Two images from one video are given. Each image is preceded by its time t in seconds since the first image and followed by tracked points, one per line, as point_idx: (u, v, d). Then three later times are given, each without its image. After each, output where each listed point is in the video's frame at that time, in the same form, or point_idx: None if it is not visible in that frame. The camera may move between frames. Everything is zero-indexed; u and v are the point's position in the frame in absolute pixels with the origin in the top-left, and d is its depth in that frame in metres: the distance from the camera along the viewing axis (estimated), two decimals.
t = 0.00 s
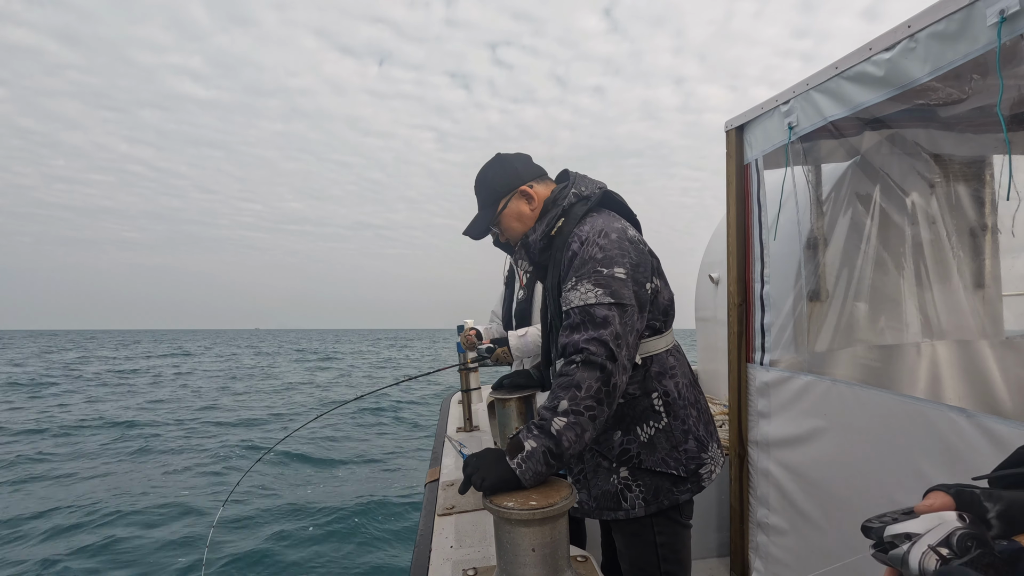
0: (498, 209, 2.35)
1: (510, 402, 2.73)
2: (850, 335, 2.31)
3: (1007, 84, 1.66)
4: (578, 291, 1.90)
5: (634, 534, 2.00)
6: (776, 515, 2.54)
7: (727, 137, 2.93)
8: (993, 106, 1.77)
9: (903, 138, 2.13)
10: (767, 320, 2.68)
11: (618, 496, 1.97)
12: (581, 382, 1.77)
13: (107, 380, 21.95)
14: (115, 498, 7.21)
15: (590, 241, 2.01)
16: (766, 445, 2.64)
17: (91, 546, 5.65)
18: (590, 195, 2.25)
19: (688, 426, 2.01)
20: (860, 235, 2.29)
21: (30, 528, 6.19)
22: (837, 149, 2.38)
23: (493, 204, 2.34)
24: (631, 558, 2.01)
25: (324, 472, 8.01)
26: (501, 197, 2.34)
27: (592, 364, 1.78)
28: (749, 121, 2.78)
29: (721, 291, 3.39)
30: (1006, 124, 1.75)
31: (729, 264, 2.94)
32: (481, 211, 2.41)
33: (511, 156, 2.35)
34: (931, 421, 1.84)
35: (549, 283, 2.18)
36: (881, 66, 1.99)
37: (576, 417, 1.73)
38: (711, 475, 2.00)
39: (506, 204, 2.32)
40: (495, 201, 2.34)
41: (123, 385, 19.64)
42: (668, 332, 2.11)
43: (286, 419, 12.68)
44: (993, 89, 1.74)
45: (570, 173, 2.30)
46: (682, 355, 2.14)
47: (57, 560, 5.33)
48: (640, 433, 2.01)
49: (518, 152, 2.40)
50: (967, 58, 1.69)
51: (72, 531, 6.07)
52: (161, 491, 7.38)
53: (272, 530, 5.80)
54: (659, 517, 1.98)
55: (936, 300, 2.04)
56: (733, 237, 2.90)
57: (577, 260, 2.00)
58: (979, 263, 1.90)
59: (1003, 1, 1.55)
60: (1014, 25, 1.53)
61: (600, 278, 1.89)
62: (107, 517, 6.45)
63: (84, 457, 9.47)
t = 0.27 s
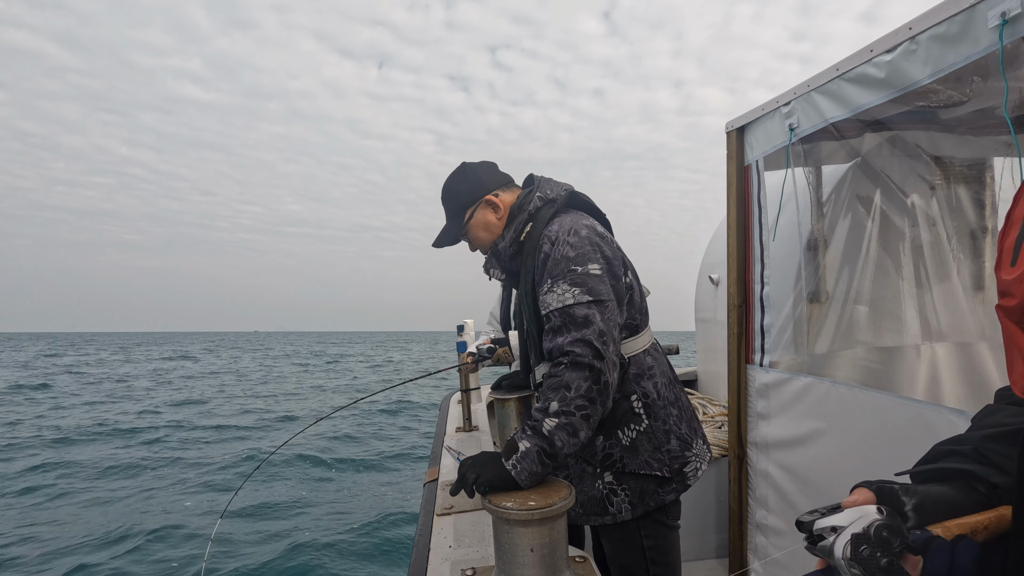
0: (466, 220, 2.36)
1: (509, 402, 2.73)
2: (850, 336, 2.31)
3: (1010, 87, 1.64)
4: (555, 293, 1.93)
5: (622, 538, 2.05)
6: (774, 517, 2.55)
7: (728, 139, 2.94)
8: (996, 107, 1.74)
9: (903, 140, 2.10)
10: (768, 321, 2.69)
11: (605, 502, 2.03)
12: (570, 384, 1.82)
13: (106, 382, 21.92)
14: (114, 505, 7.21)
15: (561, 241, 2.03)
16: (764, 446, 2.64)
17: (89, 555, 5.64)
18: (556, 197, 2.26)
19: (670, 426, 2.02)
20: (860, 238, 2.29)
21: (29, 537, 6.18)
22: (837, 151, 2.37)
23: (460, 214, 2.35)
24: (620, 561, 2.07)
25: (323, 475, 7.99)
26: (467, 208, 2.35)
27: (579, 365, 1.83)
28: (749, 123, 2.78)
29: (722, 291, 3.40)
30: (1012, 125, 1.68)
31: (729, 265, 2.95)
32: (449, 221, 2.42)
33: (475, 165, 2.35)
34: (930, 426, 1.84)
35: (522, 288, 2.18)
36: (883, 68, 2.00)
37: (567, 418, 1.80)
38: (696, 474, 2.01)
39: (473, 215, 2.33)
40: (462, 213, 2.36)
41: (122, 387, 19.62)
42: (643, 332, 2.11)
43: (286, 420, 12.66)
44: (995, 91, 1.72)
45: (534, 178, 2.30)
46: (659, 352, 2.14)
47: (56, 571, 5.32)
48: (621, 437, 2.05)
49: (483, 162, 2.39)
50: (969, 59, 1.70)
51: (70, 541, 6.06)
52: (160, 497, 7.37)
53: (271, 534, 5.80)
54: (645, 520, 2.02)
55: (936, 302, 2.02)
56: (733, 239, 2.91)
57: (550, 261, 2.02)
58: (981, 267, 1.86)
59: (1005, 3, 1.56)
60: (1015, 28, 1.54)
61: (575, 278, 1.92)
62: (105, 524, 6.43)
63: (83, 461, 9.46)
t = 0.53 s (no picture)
0: (447, 227, 2.37)
1: (508, 402, 2.73)
2: (850, 337, 2.31)
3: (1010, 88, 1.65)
4: (543, 293, 1.93)
5: (617, 540, 2.04)
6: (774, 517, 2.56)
7: (728, 139, 2.93)
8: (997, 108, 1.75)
9: (903, 141, 2.13)
10: (768, 322, 2.68)
11: (599, 504, 2.03)
12: (564, 383, 1.82)
13: (104, 382, 21.90)
14: (114, 503, 7.21)
15: (545, 241, 2.03)
16: (763, 447, 2.64)
17: (87, 554, 5.63)
18: (536, 201, 2.27)
19: (659, 425, 2.03)
20: (860, 239, 2.30)
21: (27, 536, 6.17)
22: (838, 151, 2.37)
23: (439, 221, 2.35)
24: (614, 564, 2.07)
25: (323, 475, 7.99)
26: (448, 215, 2.36)
27: (572, 363, 1.83)
28: (749, 124, 2.78)
29: (722, 291, 3.40)
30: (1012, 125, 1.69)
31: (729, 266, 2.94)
32: (431, 230, 2.42)
33: (454, 173, 2.37)
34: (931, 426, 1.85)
35: (507, 292, 2.17)
36: (883, 69, 2.00)
37: (562, 417, 1.80)
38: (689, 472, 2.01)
39: (452, 221, 2.33)
40: (444, 220, 2.37)
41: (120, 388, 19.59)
42: (630, 332, 2.12)
43: (286, 420, 12.66)
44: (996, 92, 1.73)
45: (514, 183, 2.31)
46: (647, 352, 2.16)
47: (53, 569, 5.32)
48: (613, 438, 2.05)
49: (465, 168, 2.40)
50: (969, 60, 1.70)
51: (68, 539, 6.05)
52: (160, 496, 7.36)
53: (271, 533, 5.80)
54: (639, 521, 2.02)
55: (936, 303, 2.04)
56: (733, 240, 2.88)
57: (535, 262, 2.02)
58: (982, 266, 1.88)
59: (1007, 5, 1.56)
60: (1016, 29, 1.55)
61: (562, 276, 1.92)
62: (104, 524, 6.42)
63: (84, 460, 9.46)
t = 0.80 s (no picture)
0: (436, 234, 2.38)
1: (508, 402, 2.73)
2: (849, 338, 2.27)
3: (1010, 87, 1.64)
4: (539, 295, 1.93)
5: (615, 539, 2.05)
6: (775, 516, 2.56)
7: (728, 138, 2.93)
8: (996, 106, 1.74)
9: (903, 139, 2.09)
10: (768, 321, 2.69)
11: (596, 504, 2.03)
12: (565, 383, 1.82)
13: (105, 380, 21.92)
14: (114, 497, 7.23)
15: (538, 243, 2.03)
16: (764, 446, 2.65)
17: (87, 546, 5.65)
18: (524, 205, 2.26)
19: (654, 423, 2.04)
20: (860, 238, 2.27)
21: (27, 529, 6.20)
22: (838, 150, 2.36)
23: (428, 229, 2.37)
24: (612, 563, 2.08)
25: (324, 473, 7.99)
26: (437, 222, 2.37)
27: (571, 362, 1.83)
28: (749, 124, 2.78)
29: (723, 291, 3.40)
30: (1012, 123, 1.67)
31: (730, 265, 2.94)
32: (419, 237, 2.44)
33: (439, 179, 2.39)
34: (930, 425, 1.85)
35: (499, 296, 2.16)
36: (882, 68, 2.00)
37: (562, 416, 1.80)
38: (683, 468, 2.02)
39: (440, 228, 2.35)
40: (432, 227, 2.38)
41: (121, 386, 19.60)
42: (621, 333, 2.12)
43: (286, 419, 12.67)
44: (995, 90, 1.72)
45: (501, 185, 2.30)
46: (639, 351, 2.16)
47: (53, 560, 5.34)
48: (608, 437, 2.05)
49: (450, 174, 2.42)
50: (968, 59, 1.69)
51: (68, 532, 6.07)
52: (160, 490, 7.38)
53: (271, 530, 5.81)
54: (635, 519, 2.03)
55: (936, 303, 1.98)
56: (733, 239, 2.88)
57: (529, 264, 2.02)
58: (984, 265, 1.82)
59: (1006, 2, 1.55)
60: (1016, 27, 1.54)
61: (557, 277, 1.93)
62: (104, 517, 6.45)
63: (85, 457, 9.50)
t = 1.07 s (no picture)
0: (429, 240, 2.39)
1: (508, 402, 2.74)
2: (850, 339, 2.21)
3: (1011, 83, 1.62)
4: (537, 295, 1.93)
5: (614, 537, 2.05)
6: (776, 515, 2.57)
7: (727, 139, 2.93)
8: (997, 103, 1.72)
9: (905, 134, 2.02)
10: (768, 321, 2.68)
11: (594, 503, 2.03)
12: (564, 382, 1.83)
13: (108, 376, 22.00)
14: (116, 493, 7.27)
15: (533, 244, 2.03)
16: (764, 445, 2.65)
17: (88, 542, 5.67)
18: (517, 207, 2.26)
19: (649, 421, 2.05)
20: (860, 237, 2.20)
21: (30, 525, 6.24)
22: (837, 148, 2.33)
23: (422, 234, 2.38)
24: (610, 561, 2.08)
25: (325, 469, 8.00)
26: (430, 227, 2.38)
27: (570, 361, 1.83)
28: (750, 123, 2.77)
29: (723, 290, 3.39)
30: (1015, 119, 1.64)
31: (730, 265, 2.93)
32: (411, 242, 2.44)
33: (430, 184, 2.39)
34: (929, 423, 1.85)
35: (496, 299, 2.15)
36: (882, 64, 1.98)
37: (562, 415, 1.80)
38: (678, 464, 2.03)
39: (434, 234, 2.35)
40: (426, 232, 2.39)
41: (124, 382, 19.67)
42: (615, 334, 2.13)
43: (288, 415, 12.70)
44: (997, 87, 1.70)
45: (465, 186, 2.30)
46: (634, 350, 2.17)
47: (55, 556, 5.38)
48: (605, 436, 2.05)
49: (441, 179, 2.43)
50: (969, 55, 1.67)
51: (70, 527, 6.11)
52: (161, 486, 7.41)
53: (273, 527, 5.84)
54: (633, 516, 2.04)
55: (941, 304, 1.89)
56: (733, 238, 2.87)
57: (526, 265, 2.02)
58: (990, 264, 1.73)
59: None
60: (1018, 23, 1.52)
61: (554, 278, 1.93)
62: (105, 513, 6.48)
63: (88, 453, 9.55)
